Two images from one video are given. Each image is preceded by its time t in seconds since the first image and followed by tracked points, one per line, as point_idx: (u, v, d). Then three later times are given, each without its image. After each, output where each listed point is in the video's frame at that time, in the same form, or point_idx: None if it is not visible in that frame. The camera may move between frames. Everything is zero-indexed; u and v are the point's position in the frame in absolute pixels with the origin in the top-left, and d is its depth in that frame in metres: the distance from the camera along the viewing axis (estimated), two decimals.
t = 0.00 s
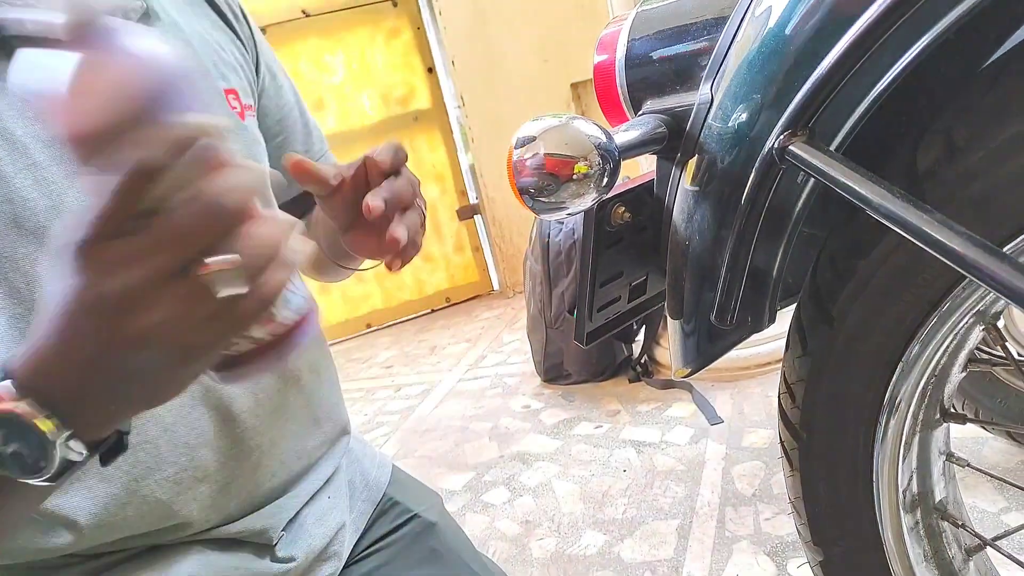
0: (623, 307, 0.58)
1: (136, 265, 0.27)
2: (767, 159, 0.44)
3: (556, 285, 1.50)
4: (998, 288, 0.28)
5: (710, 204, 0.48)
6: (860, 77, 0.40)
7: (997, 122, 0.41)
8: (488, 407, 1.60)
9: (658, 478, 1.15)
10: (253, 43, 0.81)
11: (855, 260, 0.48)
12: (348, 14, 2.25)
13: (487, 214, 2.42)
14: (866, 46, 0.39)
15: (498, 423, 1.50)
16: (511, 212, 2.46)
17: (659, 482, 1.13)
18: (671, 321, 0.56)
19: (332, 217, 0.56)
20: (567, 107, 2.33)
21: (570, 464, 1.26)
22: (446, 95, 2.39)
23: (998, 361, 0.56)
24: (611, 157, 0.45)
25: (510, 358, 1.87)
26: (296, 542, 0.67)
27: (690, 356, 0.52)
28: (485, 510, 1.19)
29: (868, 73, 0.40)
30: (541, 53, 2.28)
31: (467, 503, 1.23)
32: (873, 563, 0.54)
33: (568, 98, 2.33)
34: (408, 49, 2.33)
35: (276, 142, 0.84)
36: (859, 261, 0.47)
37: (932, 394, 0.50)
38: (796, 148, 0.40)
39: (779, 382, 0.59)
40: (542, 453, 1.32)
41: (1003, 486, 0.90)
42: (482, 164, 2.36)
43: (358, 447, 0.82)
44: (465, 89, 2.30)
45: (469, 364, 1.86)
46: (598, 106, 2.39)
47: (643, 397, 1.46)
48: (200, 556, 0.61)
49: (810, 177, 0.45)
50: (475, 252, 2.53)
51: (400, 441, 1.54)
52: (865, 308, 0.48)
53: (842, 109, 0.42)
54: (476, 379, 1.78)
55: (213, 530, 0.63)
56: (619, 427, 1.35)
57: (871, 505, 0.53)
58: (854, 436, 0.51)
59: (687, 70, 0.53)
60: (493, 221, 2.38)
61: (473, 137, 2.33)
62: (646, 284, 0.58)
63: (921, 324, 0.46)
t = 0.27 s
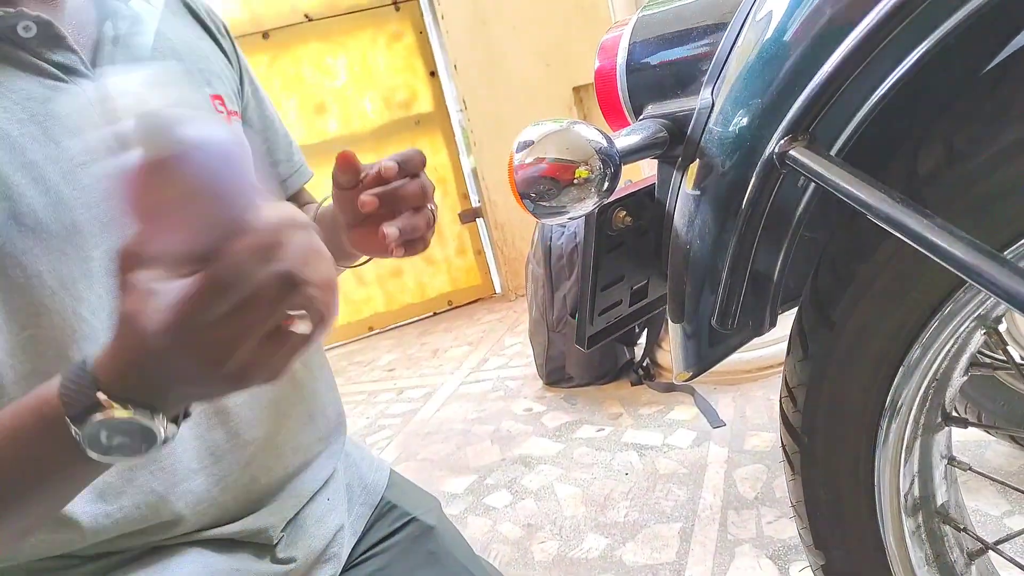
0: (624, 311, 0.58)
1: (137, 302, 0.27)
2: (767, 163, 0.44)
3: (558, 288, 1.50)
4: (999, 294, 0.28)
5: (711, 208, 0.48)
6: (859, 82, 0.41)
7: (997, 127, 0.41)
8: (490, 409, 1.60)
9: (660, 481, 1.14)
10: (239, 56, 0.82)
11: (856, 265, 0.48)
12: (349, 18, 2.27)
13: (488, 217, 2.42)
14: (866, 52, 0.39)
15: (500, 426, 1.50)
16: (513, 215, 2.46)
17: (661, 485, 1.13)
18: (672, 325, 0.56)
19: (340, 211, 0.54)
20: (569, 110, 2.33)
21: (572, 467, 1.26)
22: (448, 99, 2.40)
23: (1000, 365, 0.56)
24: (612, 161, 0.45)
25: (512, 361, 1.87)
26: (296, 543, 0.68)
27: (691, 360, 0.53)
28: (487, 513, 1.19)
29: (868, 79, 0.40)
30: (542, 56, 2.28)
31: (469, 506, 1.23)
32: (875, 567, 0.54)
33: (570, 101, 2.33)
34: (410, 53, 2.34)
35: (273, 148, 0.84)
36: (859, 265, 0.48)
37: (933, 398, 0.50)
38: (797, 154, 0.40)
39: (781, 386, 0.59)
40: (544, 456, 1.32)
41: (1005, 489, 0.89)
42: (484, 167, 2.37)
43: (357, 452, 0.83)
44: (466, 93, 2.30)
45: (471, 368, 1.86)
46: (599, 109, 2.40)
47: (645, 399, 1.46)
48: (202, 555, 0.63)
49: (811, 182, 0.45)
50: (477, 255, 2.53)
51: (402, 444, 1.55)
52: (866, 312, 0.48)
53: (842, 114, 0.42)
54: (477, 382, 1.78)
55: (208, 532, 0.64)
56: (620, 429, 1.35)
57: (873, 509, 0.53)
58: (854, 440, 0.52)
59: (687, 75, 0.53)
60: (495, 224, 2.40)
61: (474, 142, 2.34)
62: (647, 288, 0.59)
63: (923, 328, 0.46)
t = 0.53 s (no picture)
0: (626, 311, 0.58)
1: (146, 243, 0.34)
2: (769, 163, 0.44)
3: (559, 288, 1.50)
4: (1002, 295, 0.28)
5: (712, 207, 0.48)
6: (862, 82, 0.41)
7: (999, 128, 0.41)
8: (491, 409, 1.60)
9: (661, 481, 1.14)
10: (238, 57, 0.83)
11: (857, 265, 0.48)
12: (351, 18, 2.27)
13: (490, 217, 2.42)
14: (869, 51, 0.39)
15: (501, 426, 1.50)
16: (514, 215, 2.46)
17: (662, 485, 1.13)
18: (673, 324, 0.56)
19: (342, 215, 0.68)
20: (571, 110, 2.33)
21: (573, 466, 1.26)
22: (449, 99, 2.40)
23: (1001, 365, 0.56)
24: (614, 161, 0.45)
25: (512, 361, 1.87)
26: (298, 541, 0.67)
27: (692, 359, 0.53)
28: (488, 513, 1.19)
29: (871, 78, 0.40)
30: (543, 55, 2.28)
31: (470, 505, 1.23)
32: (876, 567, 0.54)
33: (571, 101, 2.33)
34: (411, 53, 2.34)
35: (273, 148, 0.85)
36: (861, 265, 0.48)
37: (934, 398, 0.50)
38: (799, 153, 0.40)
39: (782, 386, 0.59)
40: (545, 455, 1.32)
41: (1007, 490, 0.89)
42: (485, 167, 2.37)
43: (359, 451, 0.83)
44: (468, 92, 2.29)
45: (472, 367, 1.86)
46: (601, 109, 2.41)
47: (646, 399, 1.46)
48: (202, 551, 0.62)
49: (813, 181, 0.45)
50: (478, 255, 2.53)
51: (403, 443, 1.55)
52: (868, 312, 0.48)
53: (843, 114, 0.42)
54: (479, 382, 1.78)
55: (204, 532, 0.64)
56: (621, 429, 1.35)
57: (873, 508, 0.53)
58: (855, 440, 0.52)
59: (689, 74, 0.53)
60: (497, 224, 2.40)
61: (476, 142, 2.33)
62: (648, 288, 0.59)
63: (925, 328, 0.46)
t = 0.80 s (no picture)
0: (629, 314, 0.58)
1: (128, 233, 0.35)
2: (771, 167, 0.45)
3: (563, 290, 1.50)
4: (1004, 298, 0.28)
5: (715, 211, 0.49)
6: (866, 85, 0.41)
7: (1001, 132, 0.41)
8: (494, 411, 1.60)
9: (665, 483, 1.14)
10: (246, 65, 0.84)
11: (860, 268, 0.48)
12: (355, 21, 2.28)
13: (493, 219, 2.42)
14: (873, 54, 0.39)
15: (505, 428, 1.50)
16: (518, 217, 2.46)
17: (666, 487, 1.13)
18: (675, 326, 0.56)
19: (346, 225, 0.68)
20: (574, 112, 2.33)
21: (576, 468, 1.26)
22: (453, 101, 2.40)
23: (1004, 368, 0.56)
24: (617, 165, 0.46)
25: (516, 363, 1.87)
26: (302, 541, 0.68)
27: (695, 362, 0.53)
28: (491, 515, 1.19)
29: (874, 81, 0.41)
30: (546, 57, 2.28)
31: (473, 507, 1.23)
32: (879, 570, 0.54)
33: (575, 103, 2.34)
34: (415, 55, 2.35)
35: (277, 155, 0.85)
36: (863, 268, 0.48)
37: (937, 401, 0.50)
38: (801, 157, 0.41)
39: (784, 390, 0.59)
40: (548, 458, 1.32)
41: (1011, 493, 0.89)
42: (488, 169, 2.37)
43: (362, 453, 0.83)
44: (472, 95, 2.30)
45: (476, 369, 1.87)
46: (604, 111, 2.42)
47: (649, 402, 1.46)
48: (204, 553, 0.63)
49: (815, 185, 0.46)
50: (481, 257, 2.54)
51: (407, 445, 1.55)
52: (870, 315, 0.48)
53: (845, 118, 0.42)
54: (482, 384, 1.78)
55: (205, 534, 0.64)
56: (625, 431, 1.35)
57: (877, 511, 0.53)
58: (858, 442, 0.52)
59: (692, 78, 0.53)
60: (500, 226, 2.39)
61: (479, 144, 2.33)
62: (652, 290, 0.59)
63: (927, 331, 0.46)
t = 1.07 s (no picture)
0: (627, 319, 0.58)
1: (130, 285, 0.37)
2: (769, 173, 0.45)
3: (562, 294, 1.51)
4: (1001, 306, 0.28)
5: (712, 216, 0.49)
6: (863, 89, 0.41)
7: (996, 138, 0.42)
8: (494, 416, 1.60)
9: (665, 488, 1.14)
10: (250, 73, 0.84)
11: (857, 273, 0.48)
12: (354, 27, 2.29)
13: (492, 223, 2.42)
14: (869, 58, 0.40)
15: (504, 432, 1.50)
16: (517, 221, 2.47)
17: (666, 491, 1.13)
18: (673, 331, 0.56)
19: (351, 235, 0.68)
20: (573, 116, 2.34)
21: (576, 473, 1.26)
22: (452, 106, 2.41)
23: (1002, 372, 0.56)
24: (614, 172, 0.46)
25: (515, 367, 1.88)
26: (303, 547, 0.68)
27: (692, 368, 0.53)
28: (491, 520, 1.19)
29: (871, 86, 0.41)
30: (545, 62, 2.29)
31: (473, 512, 1.23)
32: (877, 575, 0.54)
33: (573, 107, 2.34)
34: (414, 61, 2.36)
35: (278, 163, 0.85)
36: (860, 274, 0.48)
37: (934, 406, 0.51)
38: (797, 163, 0.41)
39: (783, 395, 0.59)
40: (548, 462, 1.32)
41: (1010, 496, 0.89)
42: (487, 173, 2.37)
43: (362, 458, 0.83)
44: (470, 99, 2.30)
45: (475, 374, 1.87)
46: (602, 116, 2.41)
47: (649, 406, 1.46)
48: (207, 557, 0.63)
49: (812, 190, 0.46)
50: (480, 261, 2.54)
51: (406, 450, 1.55)
52: (868, 321, 0.48)
53: (842, 124, 0.42)
54: (481, 389, 1.78)
55: (207, 540, 0.64)
56: (624, 436, 1.35)
57: (875, 516, 0.53)
58: (857, 446, 0.52)
59: (688, 84, 0.53)
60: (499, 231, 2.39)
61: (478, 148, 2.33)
62: (649, 296, 0.59)
63: (924, 336, 0.46)
